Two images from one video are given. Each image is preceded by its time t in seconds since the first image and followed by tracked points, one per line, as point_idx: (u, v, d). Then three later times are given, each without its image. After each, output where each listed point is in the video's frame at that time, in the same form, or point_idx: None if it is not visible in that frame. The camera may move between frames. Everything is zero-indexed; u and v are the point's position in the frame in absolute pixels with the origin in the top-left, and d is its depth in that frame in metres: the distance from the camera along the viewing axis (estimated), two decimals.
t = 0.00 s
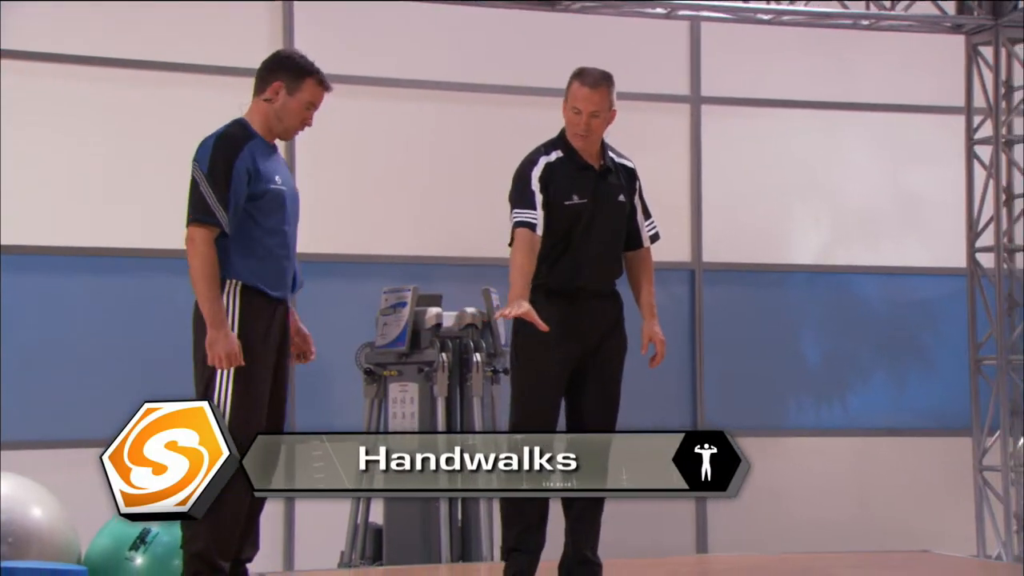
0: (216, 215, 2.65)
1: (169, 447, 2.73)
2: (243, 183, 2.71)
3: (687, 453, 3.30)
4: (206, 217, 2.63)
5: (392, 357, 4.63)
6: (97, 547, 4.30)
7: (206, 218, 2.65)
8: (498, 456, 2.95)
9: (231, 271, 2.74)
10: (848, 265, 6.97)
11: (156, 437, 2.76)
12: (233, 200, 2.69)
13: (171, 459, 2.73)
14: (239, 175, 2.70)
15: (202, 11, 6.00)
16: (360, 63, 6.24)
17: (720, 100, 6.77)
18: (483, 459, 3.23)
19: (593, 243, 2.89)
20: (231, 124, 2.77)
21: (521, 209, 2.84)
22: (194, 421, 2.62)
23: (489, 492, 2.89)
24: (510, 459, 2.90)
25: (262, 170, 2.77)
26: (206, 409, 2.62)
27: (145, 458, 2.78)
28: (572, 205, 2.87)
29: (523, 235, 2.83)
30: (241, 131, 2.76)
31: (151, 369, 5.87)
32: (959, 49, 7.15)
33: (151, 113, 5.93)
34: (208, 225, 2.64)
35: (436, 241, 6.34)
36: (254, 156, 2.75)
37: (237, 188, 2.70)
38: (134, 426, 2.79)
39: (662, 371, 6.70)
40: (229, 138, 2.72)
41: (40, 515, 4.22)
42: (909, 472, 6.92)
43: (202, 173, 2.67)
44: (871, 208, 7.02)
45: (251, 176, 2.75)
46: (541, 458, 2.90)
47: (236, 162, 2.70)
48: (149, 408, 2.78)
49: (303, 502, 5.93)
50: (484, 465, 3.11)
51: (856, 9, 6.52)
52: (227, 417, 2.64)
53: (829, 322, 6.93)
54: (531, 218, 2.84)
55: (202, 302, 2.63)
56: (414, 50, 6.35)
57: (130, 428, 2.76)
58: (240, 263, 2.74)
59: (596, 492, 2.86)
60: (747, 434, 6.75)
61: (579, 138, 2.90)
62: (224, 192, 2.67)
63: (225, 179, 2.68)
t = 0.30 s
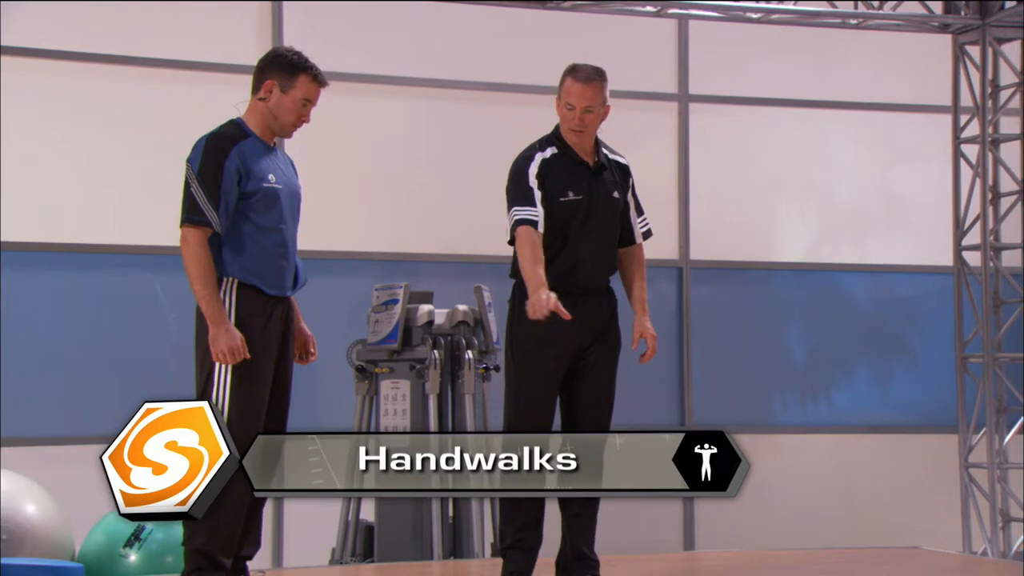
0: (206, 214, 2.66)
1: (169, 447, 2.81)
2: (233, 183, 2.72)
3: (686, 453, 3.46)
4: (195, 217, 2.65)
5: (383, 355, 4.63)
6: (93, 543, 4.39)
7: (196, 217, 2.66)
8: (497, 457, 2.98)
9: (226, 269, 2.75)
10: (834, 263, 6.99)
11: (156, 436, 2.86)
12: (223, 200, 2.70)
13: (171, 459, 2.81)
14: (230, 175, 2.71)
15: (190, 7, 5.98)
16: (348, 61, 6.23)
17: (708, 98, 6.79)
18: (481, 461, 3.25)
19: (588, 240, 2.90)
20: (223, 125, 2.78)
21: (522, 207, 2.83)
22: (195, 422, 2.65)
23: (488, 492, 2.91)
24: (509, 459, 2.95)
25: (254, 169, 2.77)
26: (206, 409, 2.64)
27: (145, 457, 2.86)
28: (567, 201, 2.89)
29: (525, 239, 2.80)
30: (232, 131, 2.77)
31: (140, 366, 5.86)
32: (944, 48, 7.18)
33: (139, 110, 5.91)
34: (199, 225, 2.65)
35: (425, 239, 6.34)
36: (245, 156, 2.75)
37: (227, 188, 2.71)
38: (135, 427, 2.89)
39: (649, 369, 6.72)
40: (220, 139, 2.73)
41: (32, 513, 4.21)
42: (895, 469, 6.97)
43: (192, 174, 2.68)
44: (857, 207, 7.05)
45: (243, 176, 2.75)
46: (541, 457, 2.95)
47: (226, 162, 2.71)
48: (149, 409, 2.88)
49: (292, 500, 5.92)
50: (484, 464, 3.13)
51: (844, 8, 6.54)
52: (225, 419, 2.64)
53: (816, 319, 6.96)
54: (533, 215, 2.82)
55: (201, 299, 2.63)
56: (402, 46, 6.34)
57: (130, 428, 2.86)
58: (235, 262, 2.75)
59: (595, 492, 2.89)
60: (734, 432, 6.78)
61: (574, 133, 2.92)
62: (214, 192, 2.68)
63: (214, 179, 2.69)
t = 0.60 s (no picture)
0: (203, 216, 2.69)
1: (169, 448, 2.82)
2: (232, 187, 2.74)
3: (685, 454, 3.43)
4: (191, 218, 2.68)
5: (384, 356, 4.62)
6: (94, 546, 4.29)
7: (195, 218, 2.69)
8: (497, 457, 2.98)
9: (223, 272, 2.77)
10: (830, 266, 7.01)
11: (155, 438, 2.87)
12: (222, 204, 2.72)
13: (171, 459, 2.83)
14: (230, 180, 2.73)
15: (189, 9, 5.98)
16: (347, 62, 6.24)
17: (705, 101, 6.80)
18: (480, 461, 3.25)
19: (591, 240, 2.90)
20: (230, 130, 2.81)
21: (512, 215, 2.85)
22: (195, 421, 2.69)
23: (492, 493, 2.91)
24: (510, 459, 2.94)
25: (257, 175, 2.79)
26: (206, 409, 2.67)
27: (146, 457, 2.88)
28: (570, 201, 2.89)
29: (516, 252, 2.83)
30: (236, 136, 2.79)
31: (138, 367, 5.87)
32: (942, 51, 7.20)
33: (139, 111, 5.92)
34: (197, 226, 2.69)
35: (423, 240, 6.35)
36: (247, 161, 2.77)
37: (227, 192, 2.73)
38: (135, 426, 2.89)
39: (646, 371, 6.74)
40: (223, 144, 2.76)
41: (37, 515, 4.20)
42: (891, 471, 6.98)
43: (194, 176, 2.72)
44: (854, 209, 7.07)
45: (244, 180, 2.77)
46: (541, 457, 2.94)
47: (226, 166, 2.74)
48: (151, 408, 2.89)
49: (290, 502, 5.92)
50: (483, 464, 3.13)
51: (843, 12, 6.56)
52: (225, 419, 2.66)
53: (812, 322, 6.98)
54: (519, 228, 2.84)
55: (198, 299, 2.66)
56: (401, 48, 6.35)
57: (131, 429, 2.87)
58: (231, 265, 2.77)
59: (599, 492, 2.91)
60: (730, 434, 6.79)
61: (579, 135, 2.91)
62: (213, 196, 2.71)
63: (214, 182, 2.71)
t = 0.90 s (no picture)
0: (188, 215, 2.71)
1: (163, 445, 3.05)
2: (220, 187, 2.76)
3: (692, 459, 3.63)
4: (177, 216, 2.71)
5: (376, 356, 4.65)
6: (87, 546, 4.18)
7: (180, 216, 2.72)
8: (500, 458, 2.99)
9: (208, 271, 2.79)
10: (817, 266, 7.04)
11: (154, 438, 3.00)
12: (209, 203, 2.75)
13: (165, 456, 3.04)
14: (217, 180, 2.76)
15: (178, 9, 5.96)
16: (336, 62, 6.23)
17: (693, 102, 6.82)
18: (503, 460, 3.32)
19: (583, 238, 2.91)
20: (220, 130, 2.84)
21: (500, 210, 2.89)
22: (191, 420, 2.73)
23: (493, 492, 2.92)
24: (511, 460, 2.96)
25: (245, 175, 2.81)
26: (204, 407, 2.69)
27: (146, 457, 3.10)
28: (563, 198, 2.90)
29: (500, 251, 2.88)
30: (224, 137, 2.82)
31: (127, 367, 5.86)
32: (928, 53, 7.23)
33: (127, 109, 5.90)
34: (181, 225, 2.72)
35: (412, 240, 6.35)
36: (236, 161, 2.80)
37: (214, 192, 2.76)
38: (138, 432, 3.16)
39: (634, 370, 6.74)
40: (214, 143, 2.79)
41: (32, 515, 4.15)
42: (877, 470, 7.02)
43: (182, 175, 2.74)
44: (841, 210, 7.10)
45: (232, 180, 2.79)
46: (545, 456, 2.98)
47: (215, 166, 2.76)
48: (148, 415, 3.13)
49: (279, 502, 5.91)
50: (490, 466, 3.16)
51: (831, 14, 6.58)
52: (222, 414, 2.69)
53: (800, 322, 7.00)
54: (502, 223, 2.87)
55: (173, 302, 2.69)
56: (390, 48, 6.34)
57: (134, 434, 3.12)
58: (216, 264, 2.79)
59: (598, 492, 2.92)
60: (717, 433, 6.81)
61: (578, 135, 2.91)
62: (199, 195, 2.73)
63: (202, 181, 2.74)
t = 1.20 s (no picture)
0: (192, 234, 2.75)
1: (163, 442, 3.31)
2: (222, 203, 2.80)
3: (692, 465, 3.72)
4: (181, 234, 2.74)
5: (373, 358, 4.64)
6: (88, 548, 4.10)
7: (183, 232, 2.75)
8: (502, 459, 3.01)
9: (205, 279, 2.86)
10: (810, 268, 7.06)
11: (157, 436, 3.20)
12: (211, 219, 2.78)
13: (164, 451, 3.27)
14: (219, 197, 2.80)
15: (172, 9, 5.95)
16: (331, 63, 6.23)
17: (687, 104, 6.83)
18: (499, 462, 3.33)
19: (584, 239, 2.92)
20: (218, 141, 2.85)
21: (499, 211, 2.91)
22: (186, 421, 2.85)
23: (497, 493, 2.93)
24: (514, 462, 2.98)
25: (244, 189, 2.85)
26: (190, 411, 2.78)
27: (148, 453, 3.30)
28: (564, 199, 2.92)
29: (501, 251, 2.89)
30: (222, 149, 2.84)
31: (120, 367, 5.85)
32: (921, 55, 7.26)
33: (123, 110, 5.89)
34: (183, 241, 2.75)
35: (410, 240, 6.48)
36: (237, 175, 2.83)
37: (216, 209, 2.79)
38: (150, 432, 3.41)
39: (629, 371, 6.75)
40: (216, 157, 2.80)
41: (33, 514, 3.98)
42: (870, 470, 7.05)
43: (184, 192, 2.77)
44: (834, 211, 7.12)
45: (232, 197, 2.84)
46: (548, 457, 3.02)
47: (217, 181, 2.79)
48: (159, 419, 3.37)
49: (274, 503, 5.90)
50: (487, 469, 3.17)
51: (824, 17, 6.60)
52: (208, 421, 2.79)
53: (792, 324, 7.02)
54: (503, 223, 2.90)
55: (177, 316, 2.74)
56: (385, 49, 6.35)
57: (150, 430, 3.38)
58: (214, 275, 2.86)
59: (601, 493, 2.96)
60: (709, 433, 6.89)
61: (579, 138, 2.93)
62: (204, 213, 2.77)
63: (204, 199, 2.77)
